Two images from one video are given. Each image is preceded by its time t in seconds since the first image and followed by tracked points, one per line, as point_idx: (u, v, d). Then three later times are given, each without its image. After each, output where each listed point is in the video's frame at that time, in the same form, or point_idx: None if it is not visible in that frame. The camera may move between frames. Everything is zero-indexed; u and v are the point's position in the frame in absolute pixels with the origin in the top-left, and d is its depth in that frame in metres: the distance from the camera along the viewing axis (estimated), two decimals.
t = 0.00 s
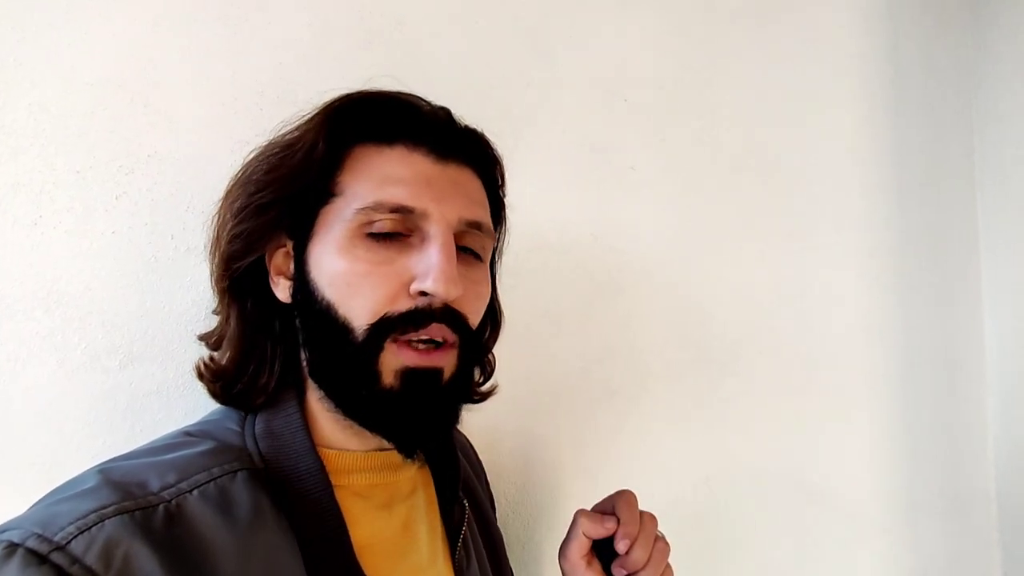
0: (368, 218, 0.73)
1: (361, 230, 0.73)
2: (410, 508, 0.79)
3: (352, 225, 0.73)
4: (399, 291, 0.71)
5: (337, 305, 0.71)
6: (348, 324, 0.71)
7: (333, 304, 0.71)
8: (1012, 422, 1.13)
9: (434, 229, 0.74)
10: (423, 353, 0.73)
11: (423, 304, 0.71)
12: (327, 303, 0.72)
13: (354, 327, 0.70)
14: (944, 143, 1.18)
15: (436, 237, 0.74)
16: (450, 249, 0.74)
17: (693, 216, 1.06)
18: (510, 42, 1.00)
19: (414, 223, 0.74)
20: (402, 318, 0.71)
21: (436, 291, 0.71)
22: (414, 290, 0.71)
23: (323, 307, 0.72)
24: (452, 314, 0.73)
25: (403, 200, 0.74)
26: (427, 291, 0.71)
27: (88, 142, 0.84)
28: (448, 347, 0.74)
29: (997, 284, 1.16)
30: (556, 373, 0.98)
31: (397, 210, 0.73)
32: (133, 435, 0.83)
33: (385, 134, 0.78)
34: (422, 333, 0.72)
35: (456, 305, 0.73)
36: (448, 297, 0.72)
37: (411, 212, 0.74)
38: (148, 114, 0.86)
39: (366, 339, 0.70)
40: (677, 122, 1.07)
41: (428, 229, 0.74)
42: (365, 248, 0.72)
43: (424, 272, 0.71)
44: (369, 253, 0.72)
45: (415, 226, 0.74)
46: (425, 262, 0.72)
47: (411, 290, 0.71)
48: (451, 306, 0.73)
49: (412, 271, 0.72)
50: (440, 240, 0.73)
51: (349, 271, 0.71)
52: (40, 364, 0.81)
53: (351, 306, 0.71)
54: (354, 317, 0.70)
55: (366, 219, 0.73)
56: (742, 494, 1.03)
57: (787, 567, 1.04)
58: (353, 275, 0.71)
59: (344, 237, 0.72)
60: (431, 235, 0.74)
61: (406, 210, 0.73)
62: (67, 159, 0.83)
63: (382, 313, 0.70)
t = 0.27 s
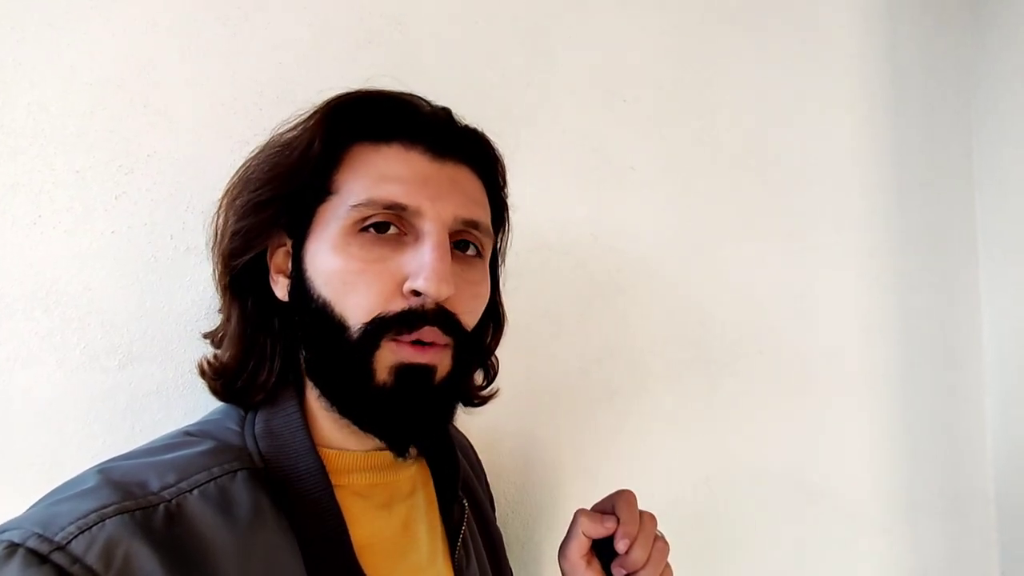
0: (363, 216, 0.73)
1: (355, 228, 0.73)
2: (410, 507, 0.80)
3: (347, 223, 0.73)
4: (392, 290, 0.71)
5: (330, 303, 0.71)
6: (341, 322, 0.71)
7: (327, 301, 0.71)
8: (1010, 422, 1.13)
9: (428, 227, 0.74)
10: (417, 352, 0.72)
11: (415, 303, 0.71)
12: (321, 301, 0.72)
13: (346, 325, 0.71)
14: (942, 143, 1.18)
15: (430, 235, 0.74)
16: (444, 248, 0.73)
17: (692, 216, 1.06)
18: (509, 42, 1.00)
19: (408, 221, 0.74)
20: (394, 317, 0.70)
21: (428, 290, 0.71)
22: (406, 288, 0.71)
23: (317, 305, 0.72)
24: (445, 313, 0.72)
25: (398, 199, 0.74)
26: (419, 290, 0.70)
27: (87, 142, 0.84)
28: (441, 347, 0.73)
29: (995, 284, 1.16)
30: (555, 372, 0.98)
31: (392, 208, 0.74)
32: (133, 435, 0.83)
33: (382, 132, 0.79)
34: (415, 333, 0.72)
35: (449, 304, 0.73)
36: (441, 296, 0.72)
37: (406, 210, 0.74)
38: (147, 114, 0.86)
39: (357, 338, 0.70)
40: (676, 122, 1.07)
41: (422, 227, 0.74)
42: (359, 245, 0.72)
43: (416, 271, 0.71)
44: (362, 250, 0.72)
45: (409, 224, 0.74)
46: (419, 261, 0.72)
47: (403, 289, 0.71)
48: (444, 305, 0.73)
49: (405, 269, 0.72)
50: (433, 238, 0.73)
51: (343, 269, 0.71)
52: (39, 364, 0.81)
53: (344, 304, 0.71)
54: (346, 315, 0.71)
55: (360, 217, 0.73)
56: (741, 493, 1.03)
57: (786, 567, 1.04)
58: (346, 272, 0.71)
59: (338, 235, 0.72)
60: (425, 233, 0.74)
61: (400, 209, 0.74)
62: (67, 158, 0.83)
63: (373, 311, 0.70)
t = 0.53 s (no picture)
0: (362, 215, 0.73)
1: (354, 227, 0.73)
2: (410, 507, 0.80)
3: (346, 222, 0.73)
4: (391, 288, 0.71)
5: (329, 302, 0.71)
6: (339, 321, 0.71)
7: (327, 301, 0.71)
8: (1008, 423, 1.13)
9: (428, 226, 0.74)
10: (414, 350, 0.72)
11: (414, 299, 0.71)
12: (320, 300, 0.72)
13: (345, 324, 0.71)
14: (941, 143, 1.18)
15: (430, 234, 0.74)
16: (443, 246, 0.74)
17: (691, 216, 1.06)
18: (509, 42, 1.00)
19: (408, 220, 0.74)
20: (393, 314, 0.70)
21: (428, 288, 0.71)
22: (405, 286, 0.71)
23: (316, 304, 0.72)
24: (445, 311, 0.72)
25: (397, 197, 0.74)
26: (418, 288, 0.71)
27: (86, 142, 0.84)
28: (441, 344, 0.73)
29: (993, 285, 1.16)
30: (555, 372, 0.98)
31: (391, 207, 0.74)
32: (132, 435, 0.83)
33: (382, 132, 0.78)
34: (414, 330, 0.71)
35: (449, 302, 0.73)
36: (441, 294, 0.72)
37: (405, 209, 0.74)
38: (146, 114, 0.86)
39: (355, 336, 0.70)
40: (675, 122, 1.07)
41: (422, 226, 0.74)
42: (358, 245, 0.72)
43: (416, 269, 0.72)
44: (361, 250, 0.72)
45: (409, 224, 0.74)
46: (418, 259, 0.72)
47: (402, 287, 0.71)
48: (444, 304, 0.73)
49: (405, 267, 0.72)
50: (433, 237, 0.74)
51: (342, 268, 0.71)
52: (38, 365, 0.81)
53: (343, 302, 0.71)
54: (345, 314, 0.71)
55: (359, 216, 0.73)
56: (740, 494, 1.03)
57: (784, 567, 1.04)
58: (345, 272, 0.71)
59: (337, 234, 0.72)
60: (425, 232, 0.74)
61: (399, 208, 0.74)
62: (66, 158, 0.83)
63: (372, 309, 0.70)
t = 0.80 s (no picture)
0: (350, 206, 0.73)
1: (343, 219, 0.73)
2: (407, 506, 0.79)
3: (335, 215, 0.73)
4: (385, 274, 0.71)
5: (324, 295, 0.71)
6: (336, 311, 0.70)
7: (321, 294, 0.71)
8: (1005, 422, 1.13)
9: (415, 211, 0.74)
10: (416, 327, 0.72)
11: (409, 283, 0.71)
12: (314, 294, 0.72)
13: (342, 313, 0.70)
14: (937, 143, 1.18)
15: (418, 218, 0.74)
16: (433, 228, 0.74)
17: (688, 216, 1.06)
18: (506, 42, 1.01)
19: (395, 208, 0.75)
20: (388, 299, 0.70)
21: (422, 269, 0.71)
22: (399, 270, 0.71)
23: (311, 298, 0.72)
24: (439, 291, 0.73)
25: (382, 185, 0.74)
26: (413, 269, 0.71)
27: (83, 141, 0.84)
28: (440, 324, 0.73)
29: (990, 284, 1.16)
30: (552, 372, 0.98)
31: (377, 196, 0.74)
32: (129, 435, 0.83)
33: (361, 125, 0.79)
34: (411, 312, 0.72)
35: (443, 281, 0.73)
36: (434, 274, 0.72)
37: (391, 197, 0.74)
38: (143, 113, 0.86)
39: (353, 323, 0.70)
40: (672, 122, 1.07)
41: (409, 211, 0.75)
42: (349, 235, 0.72)
43: (408, 253, 0.72)
44: (352, 239, 0.72)
45: (396, 211, 0.75)
46: (409, 244, 0.72)
47: (396, 271, 0.71)
48: (438, 283, 0.73)
49: (397, 253, 0.72)
50: (421, 219, 0.74)
51: (335, 259, 0.71)
52: (34, 364, 0.81)
53: (337, 292, 0.71)
54: (341, 303, 0.70)
55: (347, 208, 0.73)
56: (738, 493, 1.03)
57: (782, 566, 1.04)
58: (338, 263, 0.71)
59: (327, 228, 0.73)
60: (413, 216, 0.74)
61: (385, 195, 0.74)
62: (62, 158, 0.83)
63: (368, 297, 0.70)
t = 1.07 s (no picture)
0: (358, 217, 0.72)
1: (350, 230, 0.72)
2: (405, 512, 0.79)
3: (342, 225, 0.72)
4: (390, 290, 0.71)
5: (327, 306, 0.71)
6: (338, 324, 0.70)
7: (324, 304, 0.71)
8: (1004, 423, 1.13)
9: (424, 227, 0.74)
10: (418, 344, 0.71)
11: (413, 303, 0.71)
12: (318, 304, 0.71)
13: (345, 327, 0.70)
14: (937, 143, 1.18)
15: (426, 234, 0.73)
16: (440, 246, 0.73)
17: (688, 217, 1.06)
18: (505, 42, 1.00)
19: (403, 222, 0.74)
20: (392, 318, 0.70)
21: (426, 289, 0.70)
22: (404, 288, 0.71)
23: (314, 307, 0.71)
24: (443, 312, 0.72)
25: (392, 199, 0.73)
26: (417, 289, 0.70)
27: (80, 143, 0.83)
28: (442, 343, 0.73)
29: (990, 285, 1.16)
30: (551, 374, 0.98)
31: (387, 209, 0.73)
32: (127, 438, 0.83)
33: (374, 133, 0.78)
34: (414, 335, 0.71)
35: (447, 301, 0.73)
36: (439, 295, 0.71)
37: (401, 210, 0.74)
38: (140, 114, 0.85)
39: (355, 340, 0.70)
40: (671, 123, 1.07)
41: (418, 227, 0.74)
42: (356, 247, 0.71)
43: (414, 271, 0.71)
44: (359, 252, 0.71)
45: (404, 225, 0.74)
46: (416, 261, 0.72)
47: (401, 289, 0.71)
48: (442, 303, 0.73)
49: (403, 269, 0.72)
50: (429, 237, 0.73)
51: (340, 271, 0.71)
52: (31, 367, 0.80)
53: (341, 305, 0.70)
54: (344, 317, 0.70)
55: (356, 219, 0.72)
56: (738, 495, 1.03)
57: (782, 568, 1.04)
58: (343, 275, 0.70)
59: (334, 237, 0.72)
60: (421, 233, 0.74)
61: (395, 209, 0.73)
62: (59, 159, 0.82)
63: (373, 314, 0.70)
